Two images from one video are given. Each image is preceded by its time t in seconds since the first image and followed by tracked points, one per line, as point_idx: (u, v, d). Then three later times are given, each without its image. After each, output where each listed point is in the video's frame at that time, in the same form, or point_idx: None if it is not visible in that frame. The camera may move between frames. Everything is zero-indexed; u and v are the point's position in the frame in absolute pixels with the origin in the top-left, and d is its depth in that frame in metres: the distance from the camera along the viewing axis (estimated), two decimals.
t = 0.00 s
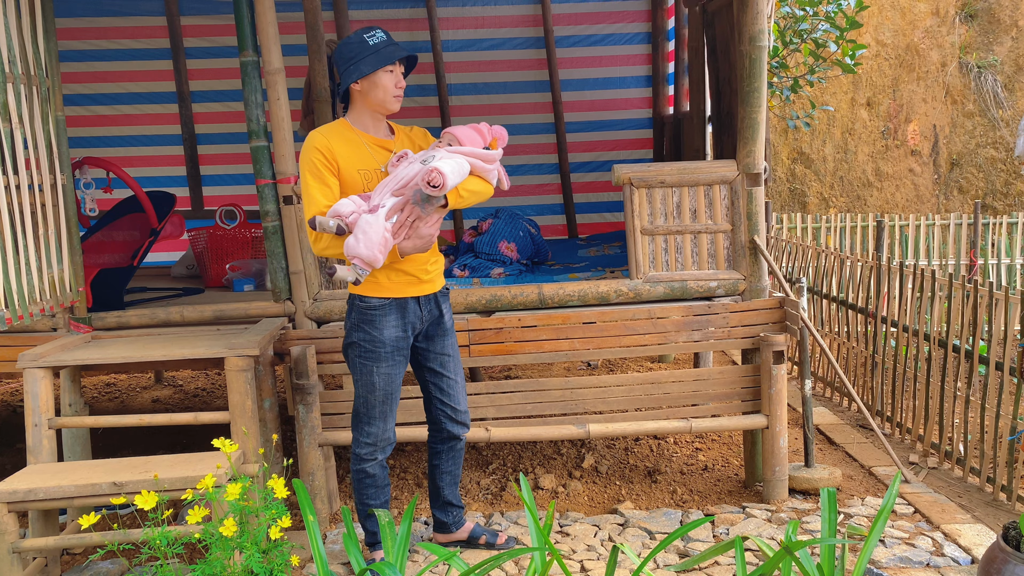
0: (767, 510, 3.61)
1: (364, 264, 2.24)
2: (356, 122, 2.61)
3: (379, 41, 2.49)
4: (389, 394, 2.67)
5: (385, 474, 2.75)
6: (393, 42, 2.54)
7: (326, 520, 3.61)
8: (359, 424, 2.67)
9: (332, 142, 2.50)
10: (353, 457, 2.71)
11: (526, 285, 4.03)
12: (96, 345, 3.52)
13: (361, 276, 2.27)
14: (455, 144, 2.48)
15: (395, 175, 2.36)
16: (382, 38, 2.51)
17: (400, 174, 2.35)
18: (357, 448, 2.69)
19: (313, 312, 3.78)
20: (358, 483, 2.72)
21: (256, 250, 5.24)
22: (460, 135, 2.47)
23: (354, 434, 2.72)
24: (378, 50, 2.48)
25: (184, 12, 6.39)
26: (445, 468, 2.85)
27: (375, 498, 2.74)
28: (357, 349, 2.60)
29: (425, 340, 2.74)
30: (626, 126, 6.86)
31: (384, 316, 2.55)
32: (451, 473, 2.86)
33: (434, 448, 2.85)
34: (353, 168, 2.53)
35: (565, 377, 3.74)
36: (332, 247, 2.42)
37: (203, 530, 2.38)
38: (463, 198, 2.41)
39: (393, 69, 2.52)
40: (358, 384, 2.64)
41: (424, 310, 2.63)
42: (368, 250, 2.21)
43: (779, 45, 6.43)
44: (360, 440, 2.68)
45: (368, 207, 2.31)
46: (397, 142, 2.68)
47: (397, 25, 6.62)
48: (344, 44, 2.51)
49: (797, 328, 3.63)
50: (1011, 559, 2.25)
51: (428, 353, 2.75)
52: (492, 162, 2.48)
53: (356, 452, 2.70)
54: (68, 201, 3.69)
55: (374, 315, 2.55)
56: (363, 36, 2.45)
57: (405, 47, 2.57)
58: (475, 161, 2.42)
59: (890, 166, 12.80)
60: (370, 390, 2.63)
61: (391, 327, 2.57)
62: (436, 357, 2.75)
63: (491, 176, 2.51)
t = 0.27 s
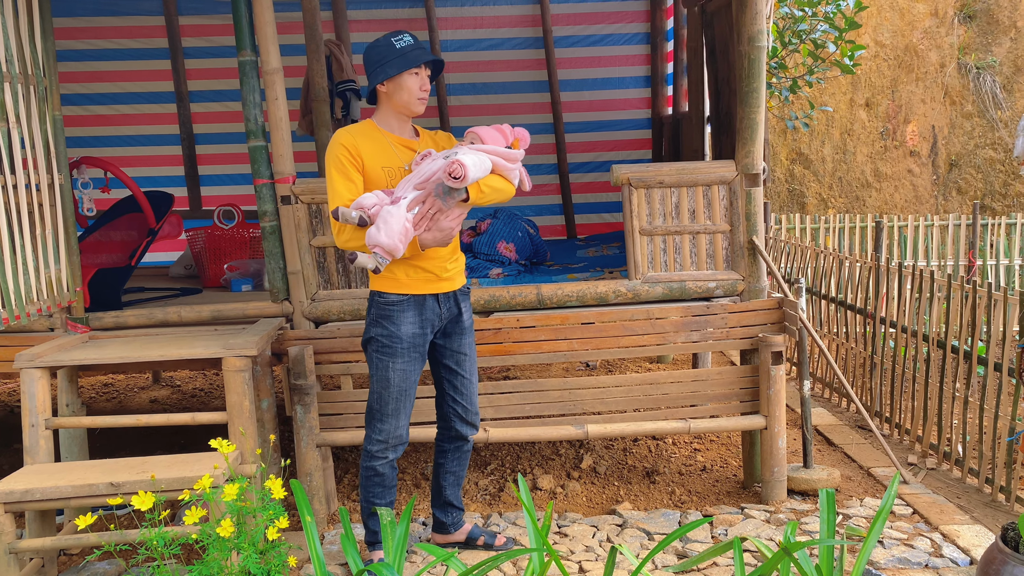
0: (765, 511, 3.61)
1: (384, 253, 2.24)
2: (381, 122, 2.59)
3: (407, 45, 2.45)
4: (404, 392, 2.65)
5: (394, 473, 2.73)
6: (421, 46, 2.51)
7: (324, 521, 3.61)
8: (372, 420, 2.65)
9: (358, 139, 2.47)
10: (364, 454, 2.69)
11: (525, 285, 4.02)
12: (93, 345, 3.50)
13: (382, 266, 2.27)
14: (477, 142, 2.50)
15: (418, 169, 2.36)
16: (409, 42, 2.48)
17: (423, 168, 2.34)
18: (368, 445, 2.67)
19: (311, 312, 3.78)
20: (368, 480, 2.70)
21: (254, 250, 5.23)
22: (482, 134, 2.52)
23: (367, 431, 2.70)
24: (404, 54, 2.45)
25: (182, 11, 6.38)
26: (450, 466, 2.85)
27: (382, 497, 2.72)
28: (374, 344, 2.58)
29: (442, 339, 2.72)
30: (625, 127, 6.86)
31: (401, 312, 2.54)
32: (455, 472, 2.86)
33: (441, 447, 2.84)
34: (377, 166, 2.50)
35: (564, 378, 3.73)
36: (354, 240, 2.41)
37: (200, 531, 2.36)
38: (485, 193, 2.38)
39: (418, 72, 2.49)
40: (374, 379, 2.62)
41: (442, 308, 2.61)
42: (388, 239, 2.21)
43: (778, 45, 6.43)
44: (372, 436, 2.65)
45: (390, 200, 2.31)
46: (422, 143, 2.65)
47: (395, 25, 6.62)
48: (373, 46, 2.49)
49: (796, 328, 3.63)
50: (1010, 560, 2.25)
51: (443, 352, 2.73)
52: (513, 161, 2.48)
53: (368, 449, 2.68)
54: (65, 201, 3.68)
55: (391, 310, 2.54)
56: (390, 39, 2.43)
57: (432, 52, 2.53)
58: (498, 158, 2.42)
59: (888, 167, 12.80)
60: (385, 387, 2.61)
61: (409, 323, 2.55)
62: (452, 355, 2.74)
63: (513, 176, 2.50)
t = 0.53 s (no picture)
0: (763, 511, 3.60)
1: (405, 246, 2.22)
2: (399, 121, 2.59)
3: (425, 47, 2.43)
4: (415, 386, 2.64)
5: (402, 470, 2.71)
6: (440, 48, 2.49)
7: (321, 521, 3.60)
8: (381, 413, 2.63)
9: (377, 138, 2.47)
10: (373, 448, 2.67)
11: (523, 285, 4.02)
12: (90, 345, 3.50)
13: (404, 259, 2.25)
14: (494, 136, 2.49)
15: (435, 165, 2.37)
16: (428, 44, 2.45)
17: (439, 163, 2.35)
18: (379, 439, 2.65)
19: (308, 312, 3.76)
20: (377, 476, 2.67)
21: (252, 250, 5.22)
22: (500, 128, 2.50)
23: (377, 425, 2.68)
24: (422, 56, 2.43)
25: (180, 11, 6.37)
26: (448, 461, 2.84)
27: (390, 494, 2.69)
28: (388, 336, 2.57)
29: (451, 334, 2.71)
30: (623, 127, 6.86)
31: (416, 304, 2.53)
32: (451, 470, 2.85)
33: (436, 443, 2.84)
34: (396, 165, 2.50)
35: (561, 378, 3.73)
36: (375, 236, 2.42)
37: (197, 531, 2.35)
38: (502, 184, 2.39)
39: (435, 76, 2.47)
40: (386, 372, 2.61)
41: (455, 302, 2.60)
42: (408, 231, 2.19)
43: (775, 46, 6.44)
44: (382, 430, 2.63)
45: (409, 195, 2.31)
46: (441, 142, 2.65)
47: (394, 25, 6.62)
48: (392, 47, 2.47)
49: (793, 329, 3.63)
50: (1007, 561, 2.24)
51: (451, 348, 2.72)
52: (530, 153, 2.49)
53: (378, 443, 2.65)
54: (62, 200, 3.68)
55: (405, 302, 2.53)
56: (409, 41, 2.41)
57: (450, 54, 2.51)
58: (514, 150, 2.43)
59: (886, 167, 12.81)
60: (397, 379, 2.59)
61: (422, 315, 2.54)
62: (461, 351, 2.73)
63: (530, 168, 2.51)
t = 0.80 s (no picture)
0: (762, 512, 3.60)
1: (420, 246, 2.20)
2: (407, 121, 2.57)
3: (438, 51, 2.42)
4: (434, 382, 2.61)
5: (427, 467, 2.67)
6: (451, 52, 2.48)
7: (319, 522, 3.59)
8: (402, 413, 2.57)
9: (387, 138, 2.46)
10: (399, 450, 2.61)
11: (522, 286, 4.01)
12: (87, 345, 3.49)
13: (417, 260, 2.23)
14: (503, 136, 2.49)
15: (446, 164, 2.37)
16: (441, 47, 2.44)
17: (450, 162, 2.36)
18: (403, 440, 2.59)
19: (306, 312, 3.76)
20: (404, 478, 2.62)
21: (250, 250, 5.22)
22: (508, 128, 2.49)
23: (397, 427, 2.62)
24: (434, 59, 2.42)
25: (178, 10, 6.36)
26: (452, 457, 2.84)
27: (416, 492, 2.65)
28: (402, 335, 2.53)
29: (454, 332, 2.70)
30: (621, 128, 6.86)
31: (429, 300, 2.51)
32: (450, 468, 2.85)
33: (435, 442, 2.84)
34: (405, 165, 2.48)
35: (560, 379, 3.73)
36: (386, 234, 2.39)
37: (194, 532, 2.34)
38: (513, 183, 2.40)
39: (446, 80, 2.46)
40: (403, 372, 2.56)
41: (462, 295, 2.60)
42: (424, 231, 2.18)
43: (774, 46, 6.44)
44: (406, 431, 2.58)
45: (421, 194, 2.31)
46: (447, 143, 2.64)
47: (392, 25, 6.62)
48: (403, 47, 2.45)
49: (792, 329, 3.63)
50: (1006, 561, 2.24)
51: (456, 345, 2.71)
52: (538, 154, 2.48)
53: (401, 444, 2.60)
54: (59, 200, 3.67)
55: (417, 299, 2.50)
56: (422, 43, 2.39)
57: (462, 59, 2.50)
58: (524, 150, 2.43)
59: (884, 168, 12.82)
60: (416, 377, 2.55)
61: (434, 310, 2.52)
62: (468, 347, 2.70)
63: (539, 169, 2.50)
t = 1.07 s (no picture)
0: (759, 513, 3.60)
1: (441, 249, 2.21)
2: (406, 121, 2.53)
3: (445, 53, 2.41)
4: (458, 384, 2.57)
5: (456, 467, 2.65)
6: (455, 55, 2.48)
7: (317, 523, 3.59)
8: (430, 419, 2.52)
9: (391, 138, 2.41)
10: (429, 456, 2.56)
11: (520, 286, 4.01)
12: (84, 345, 3.48)
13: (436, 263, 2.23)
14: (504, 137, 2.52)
15: (453, 166, 2.37)
16: (446, 50, 2.44)
17: (459, 164, 2.36)
18: (434, 446, 2.54)
19: (304, 313, 3.75)
20: (437, 483, 2.58)
21: (247, 251, 5.21)
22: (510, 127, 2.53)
23: (423, 434, 2.56)
24: (441, 62, 2.41)
25: (176, 11, 6.36)
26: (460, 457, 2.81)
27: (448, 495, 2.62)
28: (422, 340, 2.48)
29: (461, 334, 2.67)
30: (619, 128, 6.87)
31: (447, 303, 2.47)
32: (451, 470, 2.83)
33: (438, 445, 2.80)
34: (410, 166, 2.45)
35: (558, 380, 3.73)
36: (399, 237, 2.34)
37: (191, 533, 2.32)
38: (523, 184, 2.42)
39: (450, 83, 2.46)
40: (427, 377, 2.50)
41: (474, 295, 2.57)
42: (446, 234, 2.19)
43: (772, 47, 6.44)
44: (437, 436, 2.53)
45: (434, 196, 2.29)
46: (445, 144, 2.63)
47: (390, 25, 6.62)
48: (408, 47, 2.42)
49: (790, 330, 3.63)
50: (1004, 562, 2.24)
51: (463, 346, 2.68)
52: (539, 155, 2.52)
53: (432, 450, 2.55)
54: (57, 200, 3.66)
55: (435, 302, 2.45)
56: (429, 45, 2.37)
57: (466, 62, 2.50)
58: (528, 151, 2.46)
59: (882, 169, 12.84)
60: (441, 381, 2.50)
61: (452, 311, 2.48)
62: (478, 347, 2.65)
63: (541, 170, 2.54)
